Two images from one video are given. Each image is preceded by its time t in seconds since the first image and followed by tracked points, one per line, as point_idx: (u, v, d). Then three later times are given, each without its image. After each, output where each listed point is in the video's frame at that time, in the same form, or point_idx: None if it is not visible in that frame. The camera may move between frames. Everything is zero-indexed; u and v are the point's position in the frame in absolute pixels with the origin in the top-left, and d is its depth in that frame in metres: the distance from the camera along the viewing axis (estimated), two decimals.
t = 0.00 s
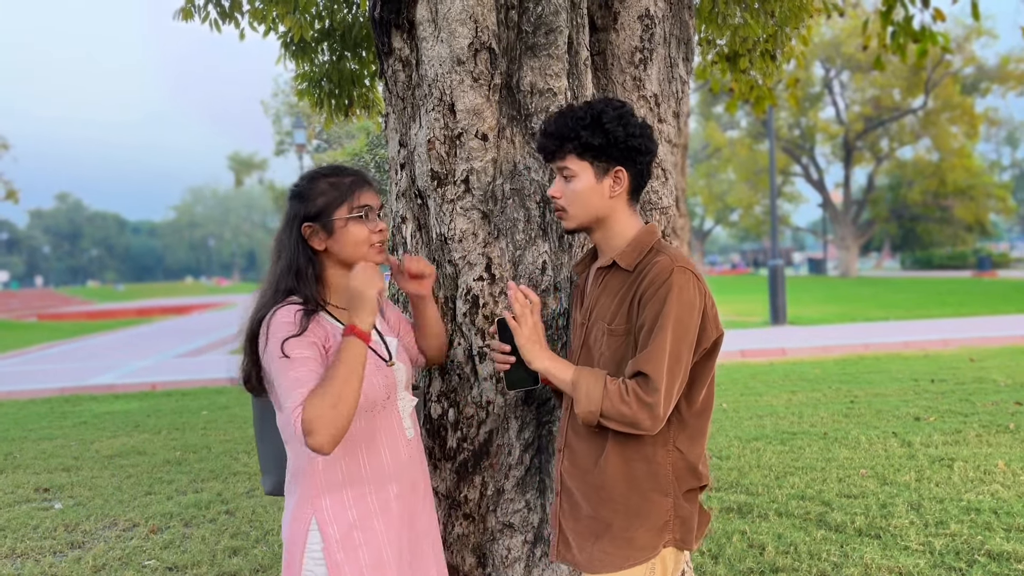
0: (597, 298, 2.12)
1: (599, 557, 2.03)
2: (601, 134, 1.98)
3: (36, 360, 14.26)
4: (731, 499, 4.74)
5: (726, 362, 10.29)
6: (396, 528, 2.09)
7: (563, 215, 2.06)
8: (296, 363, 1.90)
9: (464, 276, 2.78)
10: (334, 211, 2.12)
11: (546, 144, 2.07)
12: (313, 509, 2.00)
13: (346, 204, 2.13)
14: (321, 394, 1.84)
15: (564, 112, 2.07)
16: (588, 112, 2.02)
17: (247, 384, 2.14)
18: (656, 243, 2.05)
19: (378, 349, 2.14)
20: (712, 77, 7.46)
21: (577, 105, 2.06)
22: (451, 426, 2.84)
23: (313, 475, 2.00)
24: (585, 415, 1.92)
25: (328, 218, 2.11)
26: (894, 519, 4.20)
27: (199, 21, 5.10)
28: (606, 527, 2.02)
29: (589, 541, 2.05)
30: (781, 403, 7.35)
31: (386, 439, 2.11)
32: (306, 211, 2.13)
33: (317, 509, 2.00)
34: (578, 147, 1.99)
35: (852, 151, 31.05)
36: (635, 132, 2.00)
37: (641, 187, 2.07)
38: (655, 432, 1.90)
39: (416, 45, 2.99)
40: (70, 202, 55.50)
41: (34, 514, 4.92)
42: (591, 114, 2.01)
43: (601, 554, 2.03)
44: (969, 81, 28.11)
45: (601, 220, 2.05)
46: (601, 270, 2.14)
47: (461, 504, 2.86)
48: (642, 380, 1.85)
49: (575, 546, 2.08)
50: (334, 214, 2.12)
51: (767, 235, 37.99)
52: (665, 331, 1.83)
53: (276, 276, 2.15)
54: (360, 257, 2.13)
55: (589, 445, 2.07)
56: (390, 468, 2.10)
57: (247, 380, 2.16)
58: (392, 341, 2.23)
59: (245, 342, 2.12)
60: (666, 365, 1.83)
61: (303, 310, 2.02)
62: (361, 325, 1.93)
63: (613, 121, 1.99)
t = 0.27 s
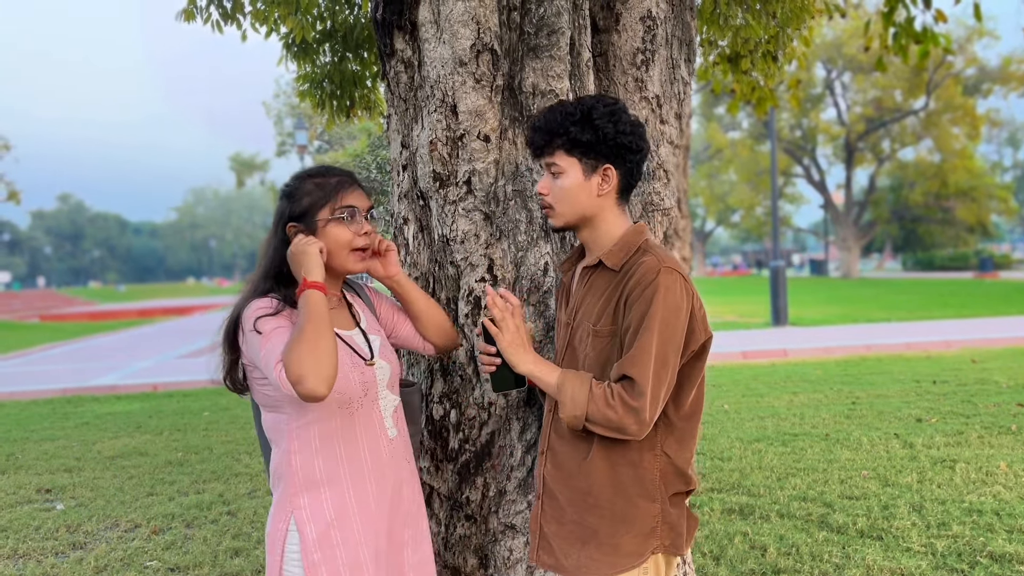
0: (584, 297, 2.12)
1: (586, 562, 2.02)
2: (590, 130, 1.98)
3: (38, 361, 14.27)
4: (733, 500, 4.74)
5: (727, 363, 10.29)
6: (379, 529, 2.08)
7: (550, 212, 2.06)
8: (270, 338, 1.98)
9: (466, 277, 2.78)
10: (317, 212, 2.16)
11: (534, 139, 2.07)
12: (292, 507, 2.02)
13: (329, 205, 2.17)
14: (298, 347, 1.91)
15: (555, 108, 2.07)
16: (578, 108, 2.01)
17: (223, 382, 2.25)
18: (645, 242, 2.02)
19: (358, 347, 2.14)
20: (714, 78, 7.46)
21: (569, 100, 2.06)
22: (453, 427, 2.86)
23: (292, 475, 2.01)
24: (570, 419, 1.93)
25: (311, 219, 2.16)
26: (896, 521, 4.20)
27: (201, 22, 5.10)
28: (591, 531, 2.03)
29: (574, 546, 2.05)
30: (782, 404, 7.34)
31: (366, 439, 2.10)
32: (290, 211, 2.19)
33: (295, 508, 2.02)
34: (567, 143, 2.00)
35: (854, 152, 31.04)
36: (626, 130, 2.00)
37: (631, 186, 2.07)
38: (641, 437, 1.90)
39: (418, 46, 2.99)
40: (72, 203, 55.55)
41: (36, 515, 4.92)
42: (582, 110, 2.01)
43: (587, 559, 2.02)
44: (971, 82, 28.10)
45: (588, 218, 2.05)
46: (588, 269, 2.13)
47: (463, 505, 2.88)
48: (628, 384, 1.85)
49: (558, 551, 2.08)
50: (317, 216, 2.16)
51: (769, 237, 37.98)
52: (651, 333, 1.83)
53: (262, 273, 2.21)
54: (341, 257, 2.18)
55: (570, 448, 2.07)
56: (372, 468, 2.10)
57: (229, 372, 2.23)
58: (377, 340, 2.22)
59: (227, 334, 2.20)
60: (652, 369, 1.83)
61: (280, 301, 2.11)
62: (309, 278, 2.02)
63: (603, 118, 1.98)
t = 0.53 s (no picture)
0: (576, 300, 2.12)
1: (584, 569, 2.02)
2: (578, 131, 1.97)
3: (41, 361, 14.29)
4: (735, 501, 4.73)
5: (729, 364, 10.28)
6: (365, 535, 2.07)
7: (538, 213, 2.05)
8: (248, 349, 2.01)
9: (469, 278, 2.78)
10: (306, 215, 2.18)
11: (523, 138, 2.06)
12: (276, 513, 2.02)
13: (316, 209, 2.18)
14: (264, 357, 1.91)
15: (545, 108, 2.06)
16: (568, 109, 2.01)
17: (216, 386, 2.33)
18: (636, 244, 2.02)
19: (346, 353, 2.13)
20: (716, 79, 7.46)
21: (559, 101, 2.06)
22: (455, 428, 2.86)
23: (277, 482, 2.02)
24: (565, 422, 1.91)
25: (299, 222, 2.18)
26: (899, 522, 4.19)
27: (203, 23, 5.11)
28: (587, 538, 2.01)
29: (570, 553, 2.04)
30: (784, 405, 7.34)
31: (350, 448, 2.09)
32: (282, 214, 2.21)
33: (279, 513, 2.02)
34: (555, 144, 1.99)
35: (855, 153, 31.02)
36: (615, 131, 1.98)
37: (621, 189, 2.04)
38: (636, 441, 1.89)
39: (421, 47, 2.99)
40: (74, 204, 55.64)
41: (38, 515, 4.93)
42: (571, 111, 2.00)
43: (584, 566, 2.02)
44: (973, 83, 28.09)
45: (575, 221, 2.04)
46: (580, 271, 2.13)
47: (465, 505, 2.88)
48: (622, 387, 1.84)
49: (553, 558, 2.07)
50: (305, 219, 2.18)
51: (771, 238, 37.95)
52: (643, 336, 1.82)
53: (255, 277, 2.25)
54: (327, 262, 2.17)
55: (566, 456, 2.05)
56: (357, 475, 2.09)
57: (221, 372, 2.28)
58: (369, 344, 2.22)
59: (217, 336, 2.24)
60: (646, 373, 1.82)
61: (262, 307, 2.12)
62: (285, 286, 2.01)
63: (592, 119, 1.97)
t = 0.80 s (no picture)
0: (565, 299, 2.10)
1: (573, 569, 1.99)
2: (567, 128, 1.96)
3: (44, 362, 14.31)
4: (737, 502, 4.73)
5: (731, 365, 10.27)
6: (374, 533, 2.07)
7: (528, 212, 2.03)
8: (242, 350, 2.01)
9: (471, 279, 2.79)
10: (303, 214, 2.19)
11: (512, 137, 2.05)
12: (285, 513, 2.03)
13: (312, 208, 2.19)
14: (255, 356, 1.91)
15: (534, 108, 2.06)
16: (557, 108, 2.00)
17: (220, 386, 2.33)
18: (626, 244, 2.00)
19: (347, 350, 2.14)
20: (718, 80, 7.46)
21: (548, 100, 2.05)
22: (458, 428, 2.86)
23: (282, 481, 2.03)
24: (568, 421, 1.86)
25: (297, 222, 2.19)
26: (901, 524, 4.18)
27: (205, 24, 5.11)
28: (577, 538, 1.99)
29: (558, 553, 2.01)
30: (787, 407, 7.33)
31: (354, 445, 2.08)
32: (280, 215, 2.22)
33: (287, 512, 2.03)
34: (544, 142, 1.98)
35: (858, 154, 31.00)
36: (604, 128, 1.97)
37: (610, 188, 2.02)
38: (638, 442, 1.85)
39: (423, 48, 2.99)
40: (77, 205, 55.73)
41: (41, 515, 4.93)
42: (560, 109, 2.00)
43: (574, 566, 1.99)
44: (976, 84, 28.07)
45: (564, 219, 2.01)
46: (570, 271, 2.10)
47: (467, 506, 2.87)
48: (623, 390, 1.81)
49: (542, 556, 2.04)
50: (302, 219, 2.19)
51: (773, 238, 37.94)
52: (636, 342, 1.79)
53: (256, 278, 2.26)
54: (323, 260, 2.17)
55: (556, 454, 2.02)
56: (363, 472, 2.09)
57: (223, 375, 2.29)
58: (369, 343, 2.21)
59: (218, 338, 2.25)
60: (643, 373, 1.80)
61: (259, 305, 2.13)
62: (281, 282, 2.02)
63: (581, 117, 1.97)
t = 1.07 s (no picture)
0: (558, 300, 2.10)
1: (565, 564, 1.99)
2: (560, 131, 1.95)
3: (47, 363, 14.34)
4: (739, 503, 4.72)
5: (734, 366, 10.25)
6: (387, 530, 2.07)
7: (523, 214, 2.02)
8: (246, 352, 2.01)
9: (474, 279, 2.79)
10: (308, 215, 2.19)
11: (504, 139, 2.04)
12: (298, 513, 2.03)
13: (317, 210, 2.19)
14: (260, 357, 1.90)
15: (526, 108, 2.04)
16: (549, 109, 1.99)
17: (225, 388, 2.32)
18: (617, 245, 2.00)
19: (352, 350, 2.14)
20: (720, 80, 7.45)
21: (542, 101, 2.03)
22: (459, 429, 2.86)
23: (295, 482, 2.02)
24: (546, 418, 1.87)
25: (302, 222, 2.19)
26: (904, 525, 4.18)
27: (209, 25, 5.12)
28: (569, 534, 1.98)
29: (551, 549, 2.01)
30: (789, 407, 7.32)
31: (365, 444, 2.08)
32: (285, 216, 2.23)
33: (300, 513, 2.02)
34: (537, 144, 1.96)
35: (860, 154, 30.96)
36: (596, 131, 1.96)
37: (603, 189, 2.02)
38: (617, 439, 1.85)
39: (425, 48, 2.99)
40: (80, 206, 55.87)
41: (43, 515, 4.95)
42: (552, 111, 1.98)
43: (566, 561, 1.99)
44: (979, 84, 28.04)
45: (558, 220, 2.01)
46: (564, 271, 2.11)
47: (469, 507, 2.87)
48: (603, 388, 1.80)
49: (535, 554, 2.03)
50: (307, 219, 2.19)
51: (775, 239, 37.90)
52: (620, 338, 1.79)
53: (259, 280, 2.25)
54: (331, 260, 2.17)
55: (548, 451, 2.01)
56: (374, 469, 2.09)
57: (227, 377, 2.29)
58: (373, 343, 2.22)
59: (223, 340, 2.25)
60: (625, 372, 1.79)
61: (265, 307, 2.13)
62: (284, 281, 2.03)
63: (573, 119, 1.95)
